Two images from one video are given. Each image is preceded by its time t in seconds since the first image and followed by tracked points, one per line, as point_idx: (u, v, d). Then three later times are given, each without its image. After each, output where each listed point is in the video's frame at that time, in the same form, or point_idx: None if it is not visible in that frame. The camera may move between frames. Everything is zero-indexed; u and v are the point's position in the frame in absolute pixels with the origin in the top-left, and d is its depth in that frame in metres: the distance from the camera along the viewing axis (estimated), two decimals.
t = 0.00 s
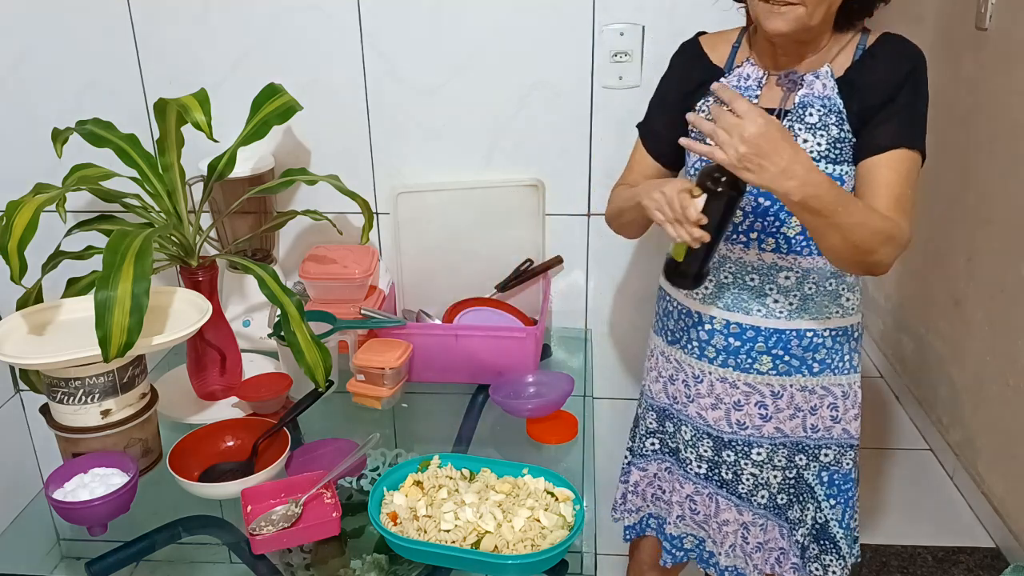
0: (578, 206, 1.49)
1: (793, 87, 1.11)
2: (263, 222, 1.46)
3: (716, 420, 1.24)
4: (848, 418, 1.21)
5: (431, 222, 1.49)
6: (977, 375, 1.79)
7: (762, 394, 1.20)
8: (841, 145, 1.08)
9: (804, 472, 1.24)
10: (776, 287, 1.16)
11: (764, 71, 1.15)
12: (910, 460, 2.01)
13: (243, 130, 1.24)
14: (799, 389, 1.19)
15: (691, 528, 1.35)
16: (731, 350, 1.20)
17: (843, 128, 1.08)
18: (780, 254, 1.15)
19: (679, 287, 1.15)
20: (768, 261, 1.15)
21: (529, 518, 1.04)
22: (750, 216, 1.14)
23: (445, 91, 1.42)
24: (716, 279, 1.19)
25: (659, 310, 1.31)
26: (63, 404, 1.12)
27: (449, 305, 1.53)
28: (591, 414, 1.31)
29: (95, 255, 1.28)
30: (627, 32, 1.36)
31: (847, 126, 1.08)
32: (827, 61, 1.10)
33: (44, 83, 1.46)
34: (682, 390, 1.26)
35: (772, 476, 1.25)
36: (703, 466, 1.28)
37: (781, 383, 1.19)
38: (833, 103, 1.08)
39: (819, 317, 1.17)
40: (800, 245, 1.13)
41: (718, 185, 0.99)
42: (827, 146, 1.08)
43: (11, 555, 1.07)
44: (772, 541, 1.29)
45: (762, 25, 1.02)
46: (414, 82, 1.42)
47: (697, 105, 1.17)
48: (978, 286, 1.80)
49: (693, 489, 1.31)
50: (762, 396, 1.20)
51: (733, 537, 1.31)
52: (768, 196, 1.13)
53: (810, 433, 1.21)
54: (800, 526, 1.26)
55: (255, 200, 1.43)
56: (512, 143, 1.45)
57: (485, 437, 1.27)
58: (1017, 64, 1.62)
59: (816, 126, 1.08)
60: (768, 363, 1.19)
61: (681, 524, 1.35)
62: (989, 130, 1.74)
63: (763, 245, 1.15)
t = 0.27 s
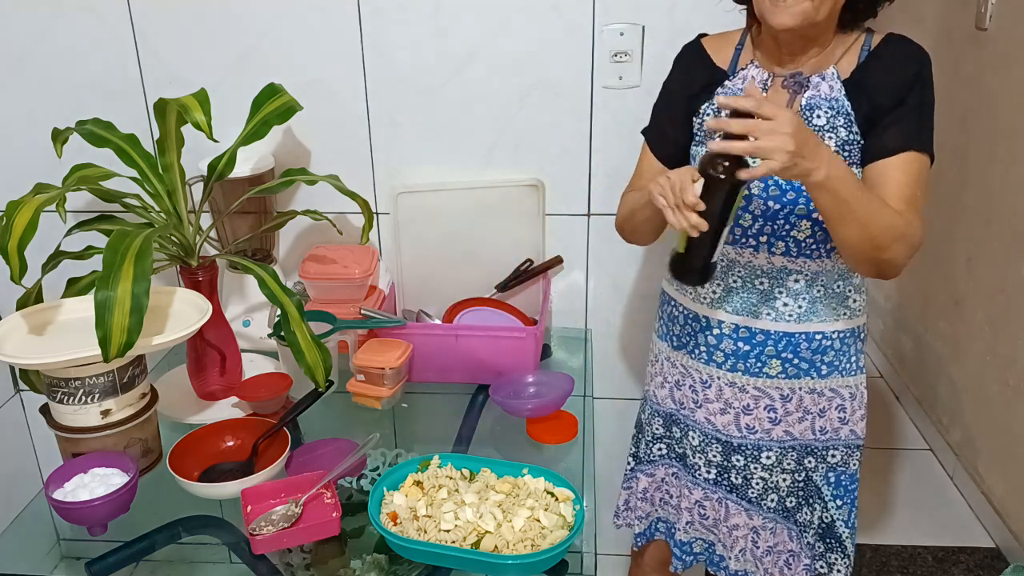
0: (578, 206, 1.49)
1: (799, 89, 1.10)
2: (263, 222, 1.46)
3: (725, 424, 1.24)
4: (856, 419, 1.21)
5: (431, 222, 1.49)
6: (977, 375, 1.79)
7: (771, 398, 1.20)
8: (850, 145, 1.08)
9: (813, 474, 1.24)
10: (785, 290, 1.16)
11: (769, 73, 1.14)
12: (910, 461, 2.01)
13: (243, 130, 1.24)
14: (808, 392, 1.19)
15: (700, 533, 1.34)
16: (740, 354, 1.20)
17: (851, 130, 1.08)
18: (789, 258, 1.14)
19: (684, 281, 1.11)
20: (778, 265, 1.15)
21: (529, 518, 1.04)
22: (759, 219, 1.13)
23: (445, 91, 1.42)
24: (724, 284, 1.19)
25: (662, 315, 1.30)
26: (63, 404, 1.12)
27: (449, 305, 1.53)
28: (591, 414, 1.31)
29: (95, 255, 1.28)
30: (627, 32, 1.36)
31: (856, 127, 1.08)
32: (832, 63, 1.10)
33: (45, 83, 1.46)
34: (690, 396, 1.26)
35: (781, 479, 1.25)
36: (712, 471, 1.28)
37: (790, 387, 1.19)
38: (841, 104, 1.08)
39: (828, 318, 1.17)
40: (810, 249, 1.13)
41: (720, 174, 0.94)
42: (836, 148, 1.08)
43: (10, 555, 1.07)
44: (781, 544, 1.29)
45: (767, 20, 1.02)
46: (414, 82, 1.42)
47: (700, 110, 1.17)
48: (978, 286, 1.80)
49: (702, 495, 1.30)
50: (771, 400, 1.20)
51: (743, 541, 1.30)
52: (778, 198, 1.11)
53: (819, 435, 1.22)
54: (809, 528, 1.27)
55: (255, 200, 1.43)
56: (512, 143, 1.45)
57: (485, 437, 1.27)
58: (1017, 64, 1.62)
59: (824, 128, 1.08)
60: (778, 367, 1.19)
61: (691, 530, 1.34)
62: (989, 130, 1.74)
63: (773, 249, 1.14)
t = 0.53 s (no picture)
0: (578, 206, 1.49)
1: (800, 91, 1.10)
2: (263, 222, 1.46)
3: (731, 428, 1.24)
4: (859, 420, 1.22)
5: (431, 222, 1.49)
6: (977, 375, 1.79)
7: (777, 401, 1.20)
8: (852, 146, 1.08)
9: (816, 475, 1.25)
10: (791, 293, 1.16)
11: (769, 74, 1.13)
12: (911, 461, 2.01)
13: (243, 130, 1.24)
14: (813, 394, 1.19)
15: (705, 539, 1.34)
16: (746, 358, 1.20)
17: (853, 130, 1.08)
18: (795, 260, 1.15)
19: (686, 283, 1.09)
20: (783, 267, 1.16)
21: (529, 518, 1.04)
22: (764, 222, 1.13)
23: (445, 90, 1.42)
24: (729, 287, 1.18)
25: (663, 320, 1.30)
26: (63, 404, 1.12)
27: (449, 306, 1.53)
28: (592, 414, 1.32)
29: (95, 255, 1.28)
30: (627, 32, 1.36)
31: (857, 128, 1.08)
32: (832, 64, 1.10)
33: (45, 83, 1.46)
34: (695, 400, 1.26)
35: (786, 481, 1.25)
36: (717, 475, 1.28)
37: (796, 389, 1.19)
38: (842, 105, 1.08)
39: (833, 319, 1.17)
40: (815, 250, 1.13)
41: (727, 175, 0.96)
42: (838, 149, 1.08)
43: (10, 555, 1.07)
44: (785, 546, 1.30)
45: (767, 19, 1.02)
46: (414, 82, 1.42)
47: (700, 113, 1.17)
48: (978, 286, 1.80)
49: (708, 500, 1.30)
50: (777, 403, 1.20)
51: (749, 545, 1.30)
52: (782, 201, 1.11)
53: (823, 437, 1.22)
54: (811, 528, 1.28)
55: (255, 199, 1.43)
56: (513, 143, 1.45)
57: (485, 437, 1.27)
58: (1017, 64, 1.62)
59: (826, 129, 1.08)
60: (784, 370, 1.19)
61: (695, 536, 1.34)
62: (989, 130, 1.74)
63: (778, 252, 1.14)
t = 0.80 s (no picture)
0: (578, 206, 1.49)
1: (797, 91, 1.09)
2: (263, 222, 1.46)
3: (728, 430, 1.24)
4: (857, 420, 1.22)
5: (431, 222, 1.49)
6: (978, 375, 1.79)
7: (775, 402, 1.20)
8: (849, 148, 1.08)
9: (815, 476, 1.25)
10: (788, 295, 1.16)
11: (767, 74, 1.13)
12: (911, 461, 2.01)
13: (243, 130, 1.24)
14: (811, 395, 1.19)
15: (702, 540, 1.34)
16: (743, 359, 1.20)
17: (852, 132, 1.08)
18: (792, 262, 1.14)
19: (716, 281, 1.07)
20: (780, 269, 1.15)
21: (529, 518, 1.04)
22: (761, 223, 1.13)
23: (445, 90, 1.42)
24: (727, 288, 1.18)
25: (659, 322, 1.30)
26: (63, 403, 1.12)
27: (449, 306, 1.53)
28: (591, 413, 1.32)
29: (95, 255, 1.28)
30: (627, 32, 1.36)
31: (855, 130, 1.08)
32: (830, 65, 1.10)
33: (45, 83, 1.46)
34: (691, 402, 1.26)
35: (784, 483, 1.25)
36: (714, 477, 1.28)
37: (794, 390, 1.19)
38: (841, 106, 1.08)
39: (830, 321, 1.17)
40: (813, 252, 1.13)
41: (754, 160, 0.97)
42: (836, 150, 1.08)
43: (10, 555, 1.07)
44: (782, 547, 1.30)
45: (767, 19, 1.02)
46: (414, 82, 1.42)
47: (699, 113, 1.16)
48: (978, 286, 1.80)
49: (705, 501, 1.30)
50: (774, 404, 1.20)
51: (746, 546, 1.30)
52: (780, 202, 1.11)
53: (821, 437, 1.22)
54: (811, 530, 1.27)
55: (255, 199, 1.43)
56: (512, 143, 1.45)
57: (485, 437, 1.27)
58: (1017, 64, 1.62)
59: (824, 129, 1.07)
60: (781, 371, 1.19)
61: (692, 537, 1.34)
62: (989, 130, 1.74)
63: (776, 254, 1.14)
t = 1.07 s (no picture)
0: (578, 206, 1.49)
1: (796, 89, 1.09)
2: (262, 222, 1.46)
3: (725, 429, 1.24)
4: (854, 419, 1.22)
5: (431, 222, 1.49)
6: (977, 375, 1.79)
7: (772, 401, 1.20)
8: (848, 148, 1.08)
9: (814, 476, 1.24)
10: (787, 295, 1.16)
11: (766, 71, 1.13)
12: (910, 460, 2.01)
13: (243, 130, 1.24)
14: (808, 395, 1.19)
15: (699, 539, 1.34)
16: (740, 359, 1.20)
17: (851, 132, 1.08)
18: (790, 262, 1.14)
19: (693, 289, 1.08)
20: (779, 270, 1.15)
21: (529, 518, 1.04)
22: (759, 224, 1.13)
23: (444, 91, 1.42)
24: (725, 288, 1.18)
25: (657, 321, 1.30)
26: (63, 404, 1.12)
27: (449, 306, 1.53)
28: (591, 413, 1.32)
29: (95, 255, 1.28)
30: (627, 32, 1.36)
31: (855, 130, 1.08)
32: (830, 63, 1.10)
33: (45, 83, 1.46)
34: (688, 400, 1.26)
35: (782, 482, 1.25)
36: (712, 475, 1.28)
37: (791, 390, 1.19)
38: (840, 105, 1.08)
39: (828, 321, 1.17)
40: (811, 252, 1.13)
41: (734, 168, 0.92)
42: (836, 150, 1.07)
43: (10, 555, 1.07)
44: (782, 547, 1.29)
45: (767, 16, 1.02)
46: (414, 82, 1.42)
47: (698, 111, 1.16)
48: (978, 286, 1.80)
49: (702, 500, 1.30)
50: (772, 403, 1.20)
51: (743, 545, 1.30)
52: (778, 203, 1.11)
53: (819, 437, 1.22)
54: (810, 531, 1.27)
55: (255, 199, 1.43)
56: (512, 143, 1.45)
57: (485, 437, 1.27)
58: (1017, 64, 1.62)
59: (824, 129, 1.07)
60: (779, 370, 1.19)
61: (689, 537, 1.34)
62: (989, 130, 1.74)
63: (774, 254, 1.14)
